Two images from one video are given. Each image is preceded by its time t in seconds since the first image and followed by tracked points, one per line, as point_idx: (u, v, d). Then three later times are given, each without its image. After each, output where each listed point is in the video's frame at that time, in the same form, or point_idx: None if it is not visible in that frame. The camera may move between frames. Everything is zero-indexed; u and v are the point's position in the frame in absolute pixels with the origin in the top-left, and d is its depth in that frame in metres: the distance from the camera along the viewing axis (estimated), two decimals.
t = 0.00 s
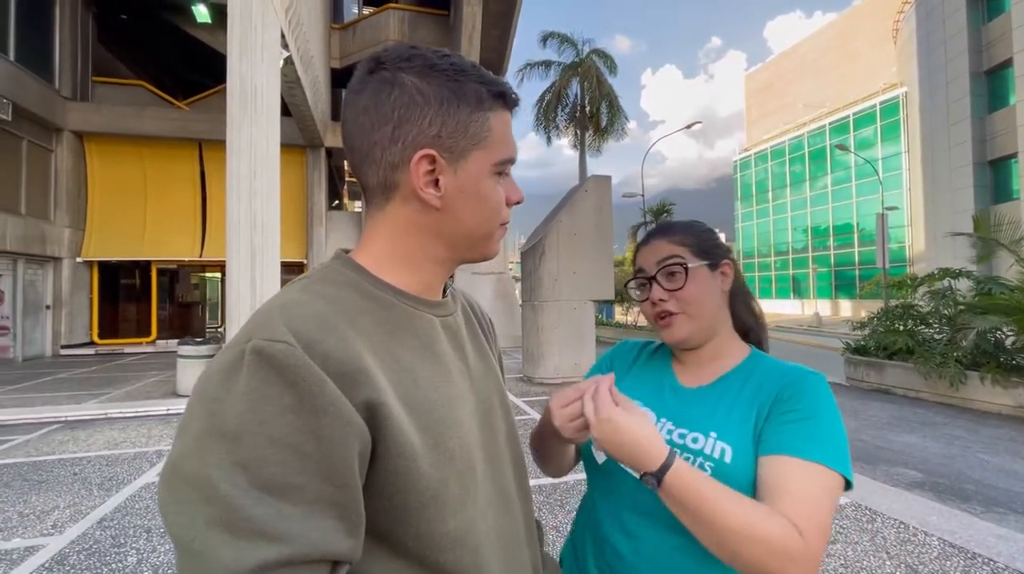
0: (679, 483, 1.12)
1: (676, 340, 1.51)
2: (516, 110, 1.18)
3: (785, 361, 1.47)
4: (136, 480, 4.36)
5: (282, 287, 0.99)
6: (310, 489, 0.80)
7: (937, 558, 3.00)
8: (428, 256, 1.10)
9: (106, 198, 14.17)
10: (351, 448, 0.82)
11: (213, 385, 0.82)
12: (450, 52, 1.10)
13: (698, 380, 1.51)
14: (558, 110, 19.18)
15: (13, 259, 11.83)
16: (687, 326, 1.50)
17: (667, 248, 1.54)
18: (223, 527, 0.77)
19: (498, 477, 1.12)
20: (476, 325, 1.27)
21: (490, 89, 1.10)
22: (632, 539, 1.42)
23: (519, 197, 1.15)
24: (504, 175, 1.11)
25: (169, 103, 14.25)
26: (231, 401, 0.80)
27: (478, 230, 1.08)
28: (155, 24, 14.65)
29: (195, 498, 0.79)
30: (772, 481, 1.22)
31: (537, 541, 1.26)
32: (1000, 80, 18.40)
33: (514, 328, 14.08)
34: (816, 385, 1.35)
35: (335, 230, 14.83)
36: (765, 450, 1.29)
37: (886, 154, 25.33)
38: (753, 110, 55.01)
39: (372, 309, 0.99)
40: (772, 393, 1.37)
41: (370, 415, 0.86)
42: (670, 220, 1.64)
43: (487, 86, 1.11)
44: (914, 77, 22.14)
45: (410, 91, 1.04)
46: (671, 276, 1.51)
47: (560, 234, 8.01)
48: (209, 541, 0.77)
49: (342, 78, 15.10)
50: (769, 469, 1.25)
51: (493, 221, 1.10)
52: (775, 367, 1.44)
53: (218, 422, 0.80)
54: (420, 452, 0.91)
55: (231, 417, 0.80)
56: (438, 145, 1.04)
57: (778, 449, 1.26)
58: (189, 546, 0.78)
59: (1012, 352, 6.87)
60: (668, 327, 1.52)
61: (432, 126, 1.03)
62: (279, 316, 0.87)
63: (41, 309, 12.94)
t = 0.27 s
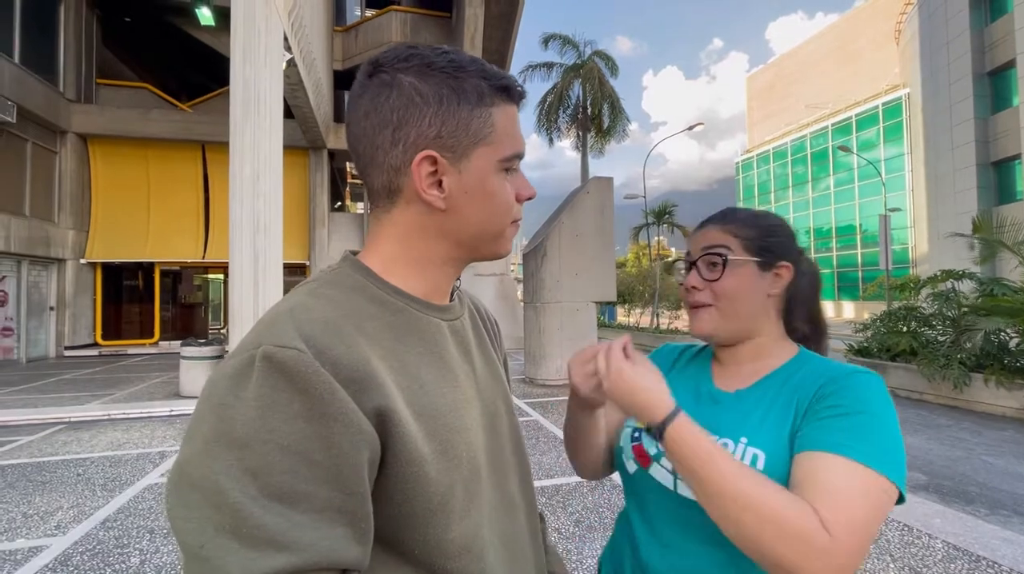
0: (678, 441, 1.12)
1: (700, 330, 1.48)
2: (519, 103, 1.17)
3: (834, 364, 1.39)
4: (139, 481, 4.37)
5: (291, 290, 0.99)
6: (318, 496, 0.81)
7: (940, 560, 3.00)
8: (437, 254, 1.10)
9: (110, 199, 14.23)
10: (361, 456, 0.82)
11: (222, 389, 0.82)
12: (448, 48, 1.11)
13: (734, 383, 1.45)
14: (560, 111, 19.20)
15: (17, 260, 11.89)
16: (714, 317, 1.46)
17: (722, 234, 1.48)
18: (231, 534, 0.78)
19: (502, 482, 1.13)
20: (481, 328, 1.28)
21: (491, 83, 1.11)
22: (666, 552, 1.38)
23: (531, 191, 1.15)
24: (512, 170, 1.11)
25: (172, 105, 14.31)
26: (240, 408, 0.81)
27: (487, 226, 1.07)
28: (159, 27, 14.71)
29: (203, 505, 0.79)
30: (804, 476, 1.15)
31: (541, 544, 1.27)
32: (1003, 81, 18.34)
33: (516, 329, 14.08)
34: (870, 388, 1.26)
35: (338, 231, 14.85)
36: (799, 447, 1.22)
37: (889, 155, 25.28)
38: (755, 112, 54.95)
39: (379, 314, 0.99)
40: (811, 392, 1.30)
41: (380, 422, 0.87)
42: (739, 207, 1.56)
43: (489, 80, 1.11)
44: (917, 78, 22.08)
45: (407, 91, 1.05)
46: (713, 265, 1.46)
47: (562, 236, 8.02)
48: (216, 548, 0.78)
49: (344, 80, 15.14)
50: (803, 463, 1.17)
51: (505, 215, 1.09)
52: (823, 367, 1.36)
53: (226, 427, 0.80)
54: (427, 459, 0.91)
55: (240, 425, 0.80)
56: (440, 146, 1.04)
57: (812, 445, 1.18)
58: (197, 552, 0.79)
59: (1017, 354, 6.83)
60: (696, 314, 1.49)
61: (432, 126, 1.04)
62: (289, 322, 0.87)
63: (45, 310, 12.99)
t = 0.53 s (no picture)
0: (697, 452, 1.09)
1: (767, 348, 1.44)
2: (526, 113, 1.16)
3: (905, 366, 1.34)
4: (140, 483, 4.36)
5: (295, 295, 1.00)
6: (322, 501, 0.81)
7: (942, 563, 2.98)
8: (433, 260, 1.10)
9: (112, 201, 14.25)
10: (366, 461, 0.82)
11: (228, 396, 0.82)
12: (456, 54, 1.11)
13: (793, 387, 1.42)
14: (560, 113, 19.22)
15: (19, 262, 11.90)
16: (780, 336, 1.42)
17: (791, 242, 1.40)
18: (236, 539, 0.78)
19: (505, 486, 1.13)
20: (484, 332, 1.28)
21: (497, 91, 1.10)
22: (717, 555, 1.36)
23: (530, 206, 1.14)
24: (511, 182, 1.10)
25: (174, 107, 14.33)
26: (246, 414, 0.81)
27: (481, 236, 1.07)
28: (161, 29, 14.74)
29: (210, 511, 0.79)
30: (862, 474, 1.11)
31: (545, 548, 1.27)
32: (1004, 83, 18.33)
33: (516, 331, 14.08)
34: (950, 392, 1.20)
35: (339, 233, 14.86)
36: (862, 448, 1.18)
37: (889, 156, 25.28)
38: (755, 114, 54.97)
39: (383, 319, 1.00)
40: (877, 393, 1.26)
41: (384, 428, 0.87)
42: (810, 201, 1.46)
43: (494, 88, 1.10)
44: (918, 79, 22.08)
45: (407, 94, 1.06)
46: (782, 281, 1.40)
47: (563, 237, 8.01)
48: (220, 553, 0.78)
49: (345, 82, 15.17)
50: (864, 463, 1.13)
51: (497, 229, 1.08)
52: (894, 367, 1.32)
53: (233, 433, 0.80)
54: (431, 464, 0.91)
55: (246, 431, 0.80)
56: (433, 151, 1.05)
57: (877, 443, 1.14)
58: (202, 558, 0.78)
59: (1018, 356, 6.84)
60: (765, 328, 1.44)
61: (427, 130, 1.04)
62: (295, 327, 0.87)
63: (46, 312, 13.01)
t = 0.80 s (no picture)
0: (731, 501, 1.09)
1: (805, 344, 1.45)
2: (503, 99, 1.15)
3: (962, 373, 1.30)
4: (139, 485, 4.36)
5: (294, 299, 1.00)
6: (317, 502, 0.81)
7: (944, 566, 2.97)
8: (428, 262, 1.10)
9: (112, 203, 14.26)
10: (359, 463, 0.82)
11: (225, 399, 0.83)
12: (427, 53, 1.12)
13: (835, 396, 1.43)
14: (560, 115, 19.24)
15: (18, 263, 11.90)
16: (817, 332, 1.43)
17: (831, 239, 1.42)
18: (233, 539, 0.78)
19: (502, 488, 1.13)
20: (485, 336, 1.28)
21: (469, 81, 1.10)
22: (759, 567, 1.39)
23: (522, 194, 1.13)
24: (496, 172, 1.09)
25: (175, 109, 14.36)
26: (242, 417, 0.81)
27: (469, 231, 1.07)
28: (161, 31, 14.77)
29: (207, 511, 0.79)
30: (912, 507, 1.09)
31: (545, 551, 1.27)
32: (1002, 85, 18.36)
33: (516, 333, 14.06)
34: (1010, 403, 1.15)
35: (338, 235, 14.86)
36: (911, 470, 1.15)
37: (888, 159, 25.31)
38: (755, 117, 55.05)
39: (380, 323, 1.00)
40: (926, 408, 1.23)
41: (378, 429, 0.87)
42: (854, 197, 1.47)
43: (466, 78, 1.10)
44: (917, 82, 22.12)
45: (382, 98, 1.08)
46: (823, 279, 1.41)
47: (563, 239, 8.02)
48: (215, 553, 0.78)
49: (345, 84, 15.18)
50: (913, 492, 1.10)
51: (489, 222, 1.07)
52: (946, 376, 1.28)
53: (230, 435, 0.81)
54: (426, 466, 0.91)
55: (242, 433, 0.80)
56: (412, 150, 1.06)
57: (925, 469, 1.12)
58: (198, 557, 0.79)
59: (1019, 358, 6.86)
60: (800, 326, 1.46)
61: (404, 130, 1.06)
62: (291, 332, 0.88)
63: (46, 314, 13.00)
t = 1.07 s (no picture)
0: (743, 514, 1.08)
1: (805, 328, 1.44)
2: (497, 101, 1.15)
3: (949, 364, 1.30)
4: (137, 488, 4.35)
5: (288, 302, 1.00)
6: (305, 505, 0.81)
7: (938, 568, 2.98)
8: (425, 264, 1.11)
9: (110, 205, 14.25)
10: (347, 465, 0.82)
11: (214, 401, 0.83)
12: (420, 56, 1.12)
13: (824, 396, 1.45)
14: (558, 118, 19.27)
15: (17, 266, 11.88)
16: (818, 312, 1.41)
17: (834, 225, 1.45)
18: (220, 541, 0.78)
19: (496, 492, 1.12)
20: (482, 339, 1.27)
21: (463, 83, 1.10)
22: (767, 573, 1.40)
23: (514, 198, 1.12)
24: (489, 173, 1.09)
25: (174, 112, 14.37)
26: (231, 419, 0.81)
27: (464, 233, 1.07)
28: (161, 33, 14.78)
29: (197, 512, 0.79)
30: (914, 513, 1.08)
31: (542, 555, 1.26)
32: (1000, 88, 18.41)
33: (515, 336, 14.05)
34: (997, 392, 1.15)
35: (337, 237, 14.85)
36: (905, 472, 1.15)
37: (887, 161, 25.36)
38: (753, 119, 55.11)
39: (372, 325, 1.00)
40: (913, 407, 1.23)
41: (367, 432, 0.87)
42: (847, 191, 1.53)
43: (460, 80, 1.10)
44: (915, 84, 22.17)
45: (376, 100, 1.08)
46: (828, 261, 1.42)
47: (562, 241, 8.02)
48: (203, 555, 0.78)
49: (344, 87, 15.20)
50: (913, 496, 1.10)
51: (485, 221, 1.07)
52: (929, 370, 1.29)
53: (218, 438, 0.81)
54: (416, 469, 0.91)
55: (231, 436, 0.81)
56: (406, 152, 1.06)
57: (919, 473, 1.11)
58: (187, 557, 0.79)
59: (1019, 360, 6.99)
60: (798, 310, 1.45)
61: (398, 132, 1.06)
62: (281, 335, 0.88)
63: (44, 316, 12.98)
